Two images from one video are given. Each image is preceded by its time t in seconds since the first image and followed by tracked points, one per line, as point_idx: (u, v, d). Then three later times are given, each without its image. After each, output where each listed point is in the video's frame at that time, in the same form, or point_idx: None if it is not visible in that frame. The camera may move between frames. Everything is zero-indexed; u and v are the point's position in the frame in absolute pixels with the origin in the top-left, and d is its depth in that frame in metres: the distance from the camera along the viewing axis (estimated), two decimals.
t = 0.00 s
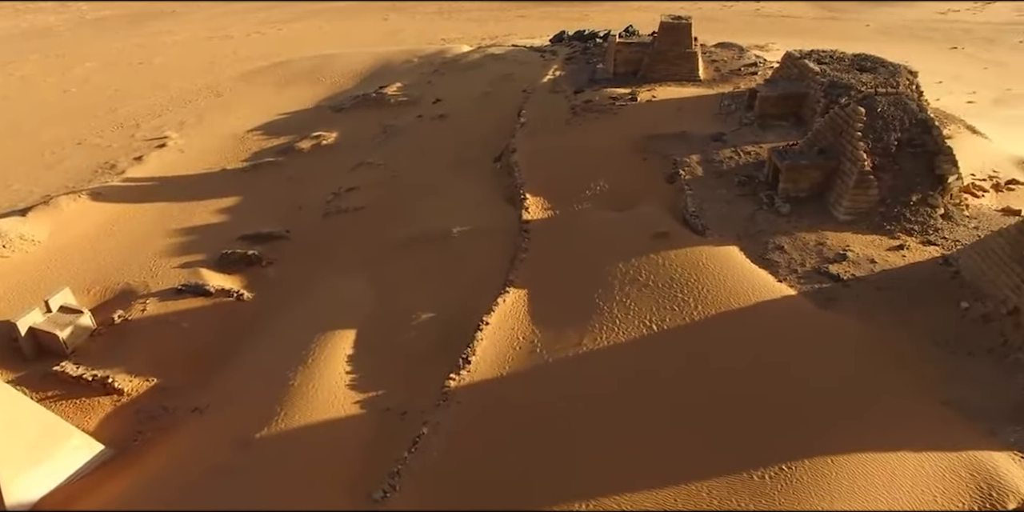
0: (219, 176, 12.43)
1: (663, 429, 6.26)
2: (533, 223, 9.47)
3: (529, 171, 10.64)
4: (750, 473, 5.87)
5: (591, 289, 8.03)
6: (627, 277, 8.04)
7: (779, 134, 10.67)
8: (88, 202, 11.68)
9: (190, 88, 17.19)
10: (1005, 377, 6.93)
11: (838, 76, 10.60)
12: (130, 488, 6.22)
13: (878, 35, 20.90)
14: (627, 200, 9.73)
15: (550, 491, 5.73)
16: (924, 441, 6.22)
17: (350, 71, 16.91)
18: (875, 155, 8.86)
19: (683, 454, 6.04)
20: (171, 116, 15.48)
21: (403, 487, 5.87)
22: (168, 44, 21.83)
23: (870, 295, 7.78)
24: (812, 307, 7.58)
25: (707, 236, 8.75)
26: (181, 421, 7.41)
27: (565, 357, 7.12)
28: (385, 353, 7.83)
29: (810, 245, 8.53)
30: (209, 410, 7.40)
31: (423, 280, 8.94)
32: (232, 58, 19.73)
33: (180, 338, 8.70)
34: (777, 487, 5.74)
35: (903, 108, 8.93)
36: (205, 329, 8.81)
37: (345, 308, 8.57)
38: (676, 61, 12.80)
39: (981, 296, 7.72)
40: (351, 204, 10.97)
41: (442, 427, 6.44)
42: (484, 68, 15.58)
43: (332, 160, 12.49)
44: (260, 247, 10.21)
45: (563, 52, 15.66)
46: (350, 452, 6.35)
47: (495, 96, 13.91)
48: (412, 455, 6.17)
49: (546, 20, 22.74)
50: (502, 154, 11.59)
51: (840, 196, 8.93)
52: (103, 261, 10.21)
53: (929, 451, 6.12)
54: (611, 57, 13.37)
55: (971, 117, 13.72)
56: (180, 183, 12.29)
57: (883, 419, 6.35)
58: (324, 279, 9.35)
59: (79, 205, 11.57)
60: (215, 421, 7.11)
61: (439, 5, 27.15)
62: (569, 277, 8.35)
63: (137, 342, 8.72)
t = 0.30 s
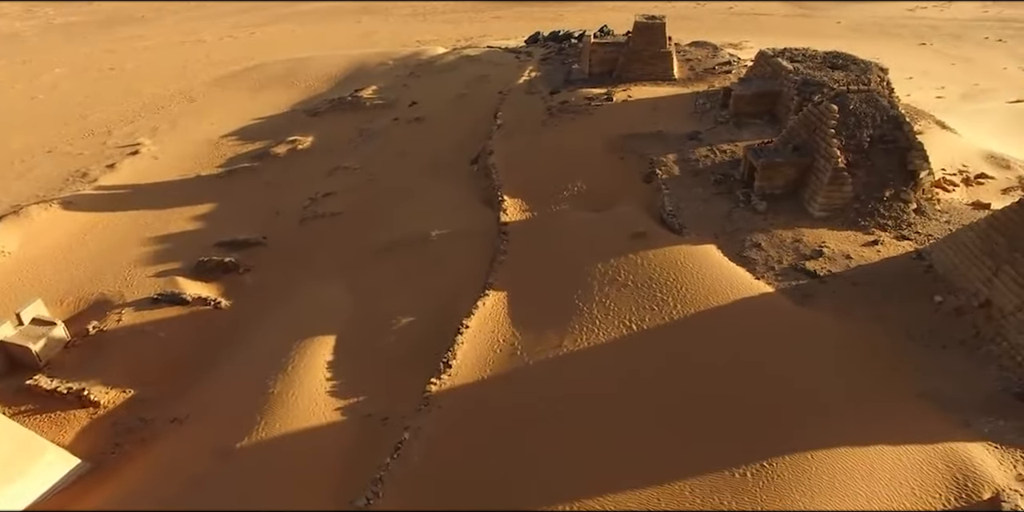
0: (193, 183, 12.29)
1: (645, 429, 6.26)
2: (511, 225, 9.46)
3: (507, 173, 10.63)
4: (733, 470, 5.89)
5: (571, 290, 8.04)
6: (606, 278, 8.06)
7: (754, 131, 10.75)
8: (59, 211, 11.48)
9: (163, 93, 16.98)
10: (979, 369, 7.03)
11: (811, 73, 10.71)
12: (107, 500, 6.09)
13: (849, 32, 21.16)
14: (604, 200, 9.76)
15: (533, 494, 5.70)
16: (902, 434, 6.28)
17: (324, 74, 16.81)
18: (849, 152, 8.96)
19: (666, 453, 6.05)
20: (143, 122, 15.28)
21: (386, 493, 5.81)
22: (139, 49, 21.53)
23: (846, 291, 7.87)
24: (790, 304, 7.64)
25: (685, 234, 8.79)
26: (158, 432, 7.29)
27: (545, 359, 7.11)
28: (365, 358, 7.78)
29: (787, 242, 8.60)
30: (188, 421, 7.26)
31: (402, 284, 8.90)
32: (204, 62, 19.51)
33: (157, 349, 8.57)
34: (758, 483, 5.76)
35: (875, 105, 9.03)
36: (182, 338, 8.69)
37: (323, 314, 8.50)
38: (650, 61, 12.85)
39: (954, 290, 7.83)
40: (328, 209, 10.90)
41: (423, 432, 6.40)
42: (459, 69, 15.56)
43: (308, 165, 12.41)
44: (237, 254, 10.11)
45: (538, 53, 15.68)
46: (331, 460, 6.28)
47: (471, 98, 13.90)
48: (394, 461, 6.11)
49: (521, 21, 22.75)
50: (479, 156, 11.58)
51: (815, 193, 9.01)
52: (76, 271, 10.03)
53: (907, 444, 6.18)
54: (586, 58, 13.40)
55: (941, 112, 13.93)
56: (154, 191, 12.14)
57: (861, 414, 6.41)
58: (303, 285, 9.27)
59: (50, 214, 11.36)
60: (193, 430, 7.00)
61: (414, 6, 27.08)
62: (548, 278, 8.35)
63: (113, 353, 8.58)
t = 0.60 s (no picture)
0: (177, 188, 12.19)
1: (635, 429, 6.25)
2: (497, 227, 9.45)
3: (492, 174, 10.62)
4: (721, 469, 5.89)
5: (558, 291, 8.03)
6: (593, 278, 8.06)
7: (738, 130, 10.79)
8: (40, 217, 11.34)
9: (145, 97, 16.83)
10: (962, 364, 7.10)
11: (793, 72, 10.77)
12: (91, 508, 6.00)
13: (830, 30, 21.31)
14: (590, 201, 9.76)
15: (523, 495, 5.67)
16: (889, 430, 6.32)
17: (308, 77, 16.73)
18: (832, 150, 9.01)
19: (655, 452, 6.04)
20: (125, 126, 15.14)
21: (375, 498, 5.76)
22: (119, 53, 21.32)
23: (831, 289, 7.92)
24: (775, 302, 7.68)
25: (671, 234, 8.82)
26: (143, 439, 7.20)
27: (533, 361, 7.10)
28: (352, 363, 7.74)
29: (772, 241, 8.64)
30: (175, 427, 7.15)
31: (389, 288, 8.87)
32: (186, 66, 19.34)
33: (142, 356, 8.48)
34: (747, 483, 5.76)
35: (857, 103, 9.17)
36: (168, 345, 8.60)
37: (309, 318, 8.45)
38: (634, 61, 12.89)
39: (937, 286, 7.90)
40: (313, 212, 10.85)
41: (412, 435, 6.36)
42: (444, 71, 15.53)
43: (293, 168, 12.34)
44: (222, 258, 10.03)
45: (523, 53, 15.68)
46: (319, 465, 6.23)
47: (455, 99, 13.88)
48: (383, 465, 6.06)
49: (505, 21, 22.72)
50: (464, 158, 11.56)
51: (799, 191, 9.06)
52: (59, 278, 9.91)
53: (893, 440, 6.22)
54: (570, 58, 13.41)
55: (921, 109, 14.06)
56: (137, 196, 12.02)
57: (848, 411, 6.45)
58: (289, 289, 9.22)
59: (31, 220, 11.22)
60: (179, 437, 6.92)
61: (397, 7, 27.00)
62: (534, 280, 8.34)
63: (97, 360, 8.48)
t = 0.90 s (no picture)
0: (165, 191, 12.11)
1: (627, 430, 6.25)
2: (487, 228, 9.43)
3: (482, 175, 10.61)
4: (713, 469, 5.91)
5: (549, 292, 8.03)
6: (583, 279, 8.07)
7: (726, 130, 10.82)
8: (26, 222, 11.24)
9: (131, 100, 16.72)
10: (951, 361, 7.15)
11: (781, 71, 10.81)
12: None
13: (817, 28, 21.41)
14: (579, 202, 9.77)
15: (515, 497, 5.67)
16: (879, 428, 6.35)
17: (296, 79, 16.66)
18: (820, 148, 9.05)
19: (647, 452, 6.05)
20: (111, 130, 15.03)
21: (367, 502, 5.74)
22: (105, 55, 21.16)
23: (821, 287, 7.95)
24: (765, 301, 7.71)
25: (661, 233, 8.84)
26: (133, 446, 7.14)
27: (525, 363, 7.10)
28: (343, 367, 7.71)
29: (762, 240, 8.67)
30: (164, 433, 7.09)
31: (379, 290, 8.84)
32: (173, 68, 19.22)
33: (130, 362, 8.42)
34: (739, 483, 5.78)
35: (844, 102, 9.22)
36: (157, 350, 8.55)
37: (298, 321, 8.41)
38: (623, 61, 12.91)
39: (926, 284, 7.95)
40: (302, 215, 10.80)
41: (404, 438, 6.34)
42: (432, 72, 15.50)
43: (281, 171, 12.28)
44: (210, 262, 9.97)
45: (511, 54, 15.67)
46: (310, 470, 6.20)
47: (444, 100, 13.85)
48: (375, 470, 6.04)
49: (493, 21, 22.69)
50: (453, 159, 11.54)
51: (788, 190, 9.09)
52: (45, 283, 9.82)
53: (884, 438, 6.25)
54: (558, 58, 13.41)
55: (907, 107, 14.14)
56: (124, 200, 11.94)
57: (839, 409, 6.48)
58: (278, 292, 9.17)
59: (16, 224, 11.11)
60: (169, 443, 6.87)
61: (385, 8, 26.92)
62: (525, 281, 8.33)
63: (85, 366, 8.40)
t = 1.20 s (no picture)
0: (153, 195, 12.04)
1: (620, 430, 6.25)
2: (478, 229, 9.42)
3: (473, 176, 10.59)
4: (706, 468, 5.92)
5: (541, 293, 8.02)
6: (574, 280, 8.07)
7: (716, 129, 10.85)
8: (13, 226, 11.13)
9: (118, 102, 16.60)
10: (941, 358, 7.19)
11: (770, 70, 10.85)
12: None
13: (804, 27, 21.50)
14: (570, 202, 9.77)
15: (509, 499, 5.66)
16: (871, 426, 6.38)
17: (284, 80, 16.59)
18: (809, 147, 9.08)
19: (640, 452, 6.05)
20: (98, 133, 14.93)
21: (360, 506, 5.71)
22: (91, 57, 21.01)
23: (811, 285, 7.98)
24: (757, 300, 7.73)
25: (652, 233, 8.85)
26: (123, 452, 7.08)
27: (517, 364, 7.09)
28: (335, 370, 7.68)
29: (752, 239, 8.69)
30: (155, 439, 7.05)
31: (370, 293, 8.82)
32: (160, 70, 19.10)
33: (120, 367, 8.36)
34: (732, 482, 5.80)
35: (833, 101, 9.26)
36: (147, 355, 8.49)
37: (289, 324, 8.38)
38: (612, 61, 12.92)
39: (915, 281, 8.00)
40: (292, 217, 10.76)
41: (397, 441, 6.33)
42: (422, 73, 15.48)
43: (271, 173, 12.23)
44: (200, 266, 9.91)
45: (500, 54, 15.66)
46: (303, 474, 6.18)
47: (434, 101, 13.83)
48: (369, 473, 6.01)
49: (482, 21, 22.68)
50: (444, 160, 11.51)
51: (778, 189, 9.12)
52: (33, 288, 9.73)
53: (875, 436, 6.28)
54: (548, 58, 13.41)
55: (895, 105, 14.22)
56: (112, 203, 11.85)
57: (829, 407, 6.50)
58: (269, 296, 9.13)
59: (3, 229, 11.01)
60: (160, 448, 6.82)
61: (373, 8, 26.86)
62: (516, 282, 8.33)
63: (74, 372, 8.32)
